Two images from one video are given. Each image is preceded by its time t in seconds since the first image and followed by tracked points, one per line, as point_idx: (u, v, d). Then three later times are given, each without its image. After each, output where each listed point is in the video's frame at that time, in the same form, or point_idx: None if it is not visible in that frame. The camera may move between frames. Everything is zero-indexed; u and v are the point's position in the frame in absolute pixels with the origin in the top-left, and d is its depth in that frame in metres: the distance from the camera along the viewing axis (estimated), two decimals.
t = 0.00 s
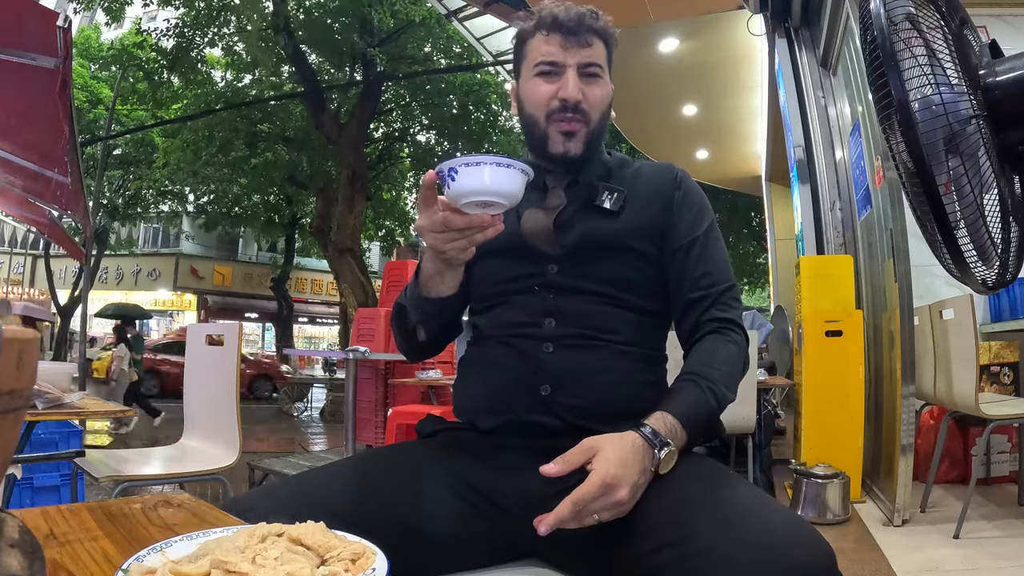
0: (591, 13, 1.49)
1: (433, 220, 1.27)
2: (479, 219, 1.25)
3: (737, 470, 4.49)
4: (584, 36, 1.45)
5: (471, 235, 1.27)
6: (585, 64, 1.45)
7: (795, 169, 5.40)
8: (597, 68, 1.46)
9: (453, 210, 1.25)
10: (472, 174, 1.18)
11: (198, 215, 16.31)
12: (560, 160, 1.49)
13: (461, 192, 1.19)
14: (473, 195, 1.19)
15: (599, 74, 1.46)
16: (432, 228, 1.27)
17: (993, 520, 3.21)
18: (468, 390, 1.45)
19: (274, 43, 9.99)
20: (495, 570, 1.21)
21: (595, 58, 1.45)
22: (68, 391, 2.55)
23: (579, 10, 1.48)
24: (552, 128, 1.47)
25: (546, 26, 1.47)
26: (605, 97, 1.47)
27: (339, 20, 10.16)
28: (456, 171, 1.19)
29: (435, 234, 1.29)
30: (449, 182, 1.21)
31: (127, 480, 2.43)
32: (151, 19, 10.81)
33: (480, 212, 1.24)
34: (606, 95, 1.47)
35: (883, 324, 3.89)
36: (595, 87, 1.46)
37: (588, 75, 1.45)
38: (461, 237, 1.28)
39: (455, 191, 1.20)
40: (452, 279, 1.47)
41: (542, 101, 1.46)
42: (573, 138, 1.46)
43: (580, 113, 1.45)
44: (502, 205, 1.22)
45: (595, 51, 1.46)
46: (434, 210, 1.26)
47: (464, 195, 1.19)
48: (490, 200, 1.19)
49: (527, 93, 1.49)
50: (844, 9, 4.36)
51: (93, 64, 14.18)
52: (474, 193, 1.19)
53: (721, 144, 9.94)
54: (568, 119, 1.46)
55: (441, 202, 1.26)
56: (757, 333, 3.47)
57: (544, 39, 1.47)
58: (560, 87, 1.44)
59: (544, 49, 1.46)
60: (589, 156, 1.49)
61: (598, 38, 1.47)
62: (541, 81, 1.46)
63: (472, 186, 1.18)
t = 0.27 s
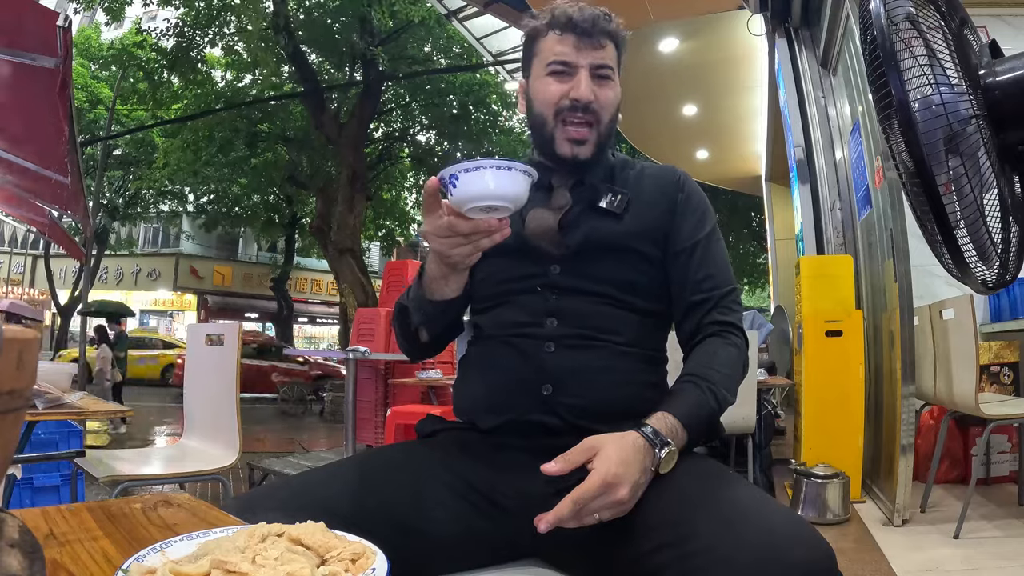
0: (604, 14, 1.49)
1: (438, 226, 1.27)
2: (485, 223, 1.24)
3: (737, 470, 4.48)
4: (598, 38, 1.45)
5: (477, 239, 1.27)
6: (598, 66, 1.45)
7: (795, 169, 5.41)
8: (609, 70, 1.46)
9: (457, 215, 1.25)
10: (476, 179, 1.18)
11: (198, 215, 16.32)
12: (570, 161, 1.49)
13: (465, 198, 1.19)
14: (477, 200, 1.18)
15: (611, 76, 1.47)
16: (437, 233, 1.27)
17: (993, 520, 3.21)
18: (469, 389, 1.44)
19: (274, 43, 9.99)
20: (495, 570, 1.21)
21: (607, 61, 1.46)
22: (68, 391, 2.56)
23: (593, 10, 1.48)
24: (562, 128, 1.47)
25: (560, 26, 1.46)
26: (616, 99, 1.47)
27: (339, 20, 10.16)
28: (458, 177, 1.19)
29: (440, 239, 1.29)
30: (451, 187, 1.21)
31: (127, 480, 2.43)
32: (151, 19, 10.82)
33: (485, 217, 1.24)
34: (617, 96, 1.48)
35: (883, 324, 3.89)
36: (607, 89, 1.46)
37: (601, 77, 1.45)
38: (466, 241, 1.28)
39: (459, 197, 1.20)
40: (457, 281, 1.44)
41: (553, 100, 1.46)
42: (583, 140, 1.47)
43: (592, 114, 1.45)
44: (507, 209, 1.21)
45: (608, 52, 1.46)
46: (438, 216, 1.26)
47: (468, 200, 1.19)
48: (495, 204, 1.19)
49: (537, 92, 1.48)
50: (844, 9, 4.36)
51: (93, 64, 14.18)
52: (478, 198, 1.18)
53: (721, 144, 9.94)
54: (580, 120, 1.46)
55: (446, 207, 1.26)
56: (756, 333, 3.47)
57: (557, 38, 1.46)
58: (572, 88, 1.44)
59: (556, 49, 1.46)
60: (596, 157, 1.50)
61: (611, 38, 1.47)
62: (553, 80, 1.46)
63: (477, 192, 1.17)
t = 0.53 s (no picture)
0: (619, 14, 1.49)
1: (453, 229, 1.23)
2: (503, 227, 1.21)
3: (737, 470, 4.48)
4: (612, 36, 1.45)
5: (494, 242, 1.23)
6: (610, 66, 1.45)
7: (795, 169, 5.41)
8: (621, 70, 1.47)
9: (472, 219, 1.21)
10: (494, 184, 1.16)
11: (198, 215, 16.31)
12: (581, 158, 1.49)
13: (482, 203, 1.18)
14: (497, 205, 1.18)
15: (623, 77, 1.47)
16: (452, 237, 1.25)
17: (993, 520, 3.21)
18: (471, 389, 1.44)
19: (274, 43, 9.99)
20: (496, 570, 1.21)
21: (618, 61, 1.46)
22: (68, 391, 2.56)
23: (608, 9, 1.48)
24: (572, 126, 1.47)
25: (573, 23, 1.46)
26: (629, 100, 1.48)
27: (339, 20, 10.16)
28: (477, 182, 1.18)
29: (455, 243, 1.26)
30: (471, 192, 1.19)
31: (127, 480, 2.43)
32: (151, 19, 10.81)
33: (503, 220, 1.20)
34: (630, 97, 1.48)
35: (883, 324, 3.89)
36: (619, 90, 1.46)
37: (613, 78, 1.46)
38: (482, 245, 1.24)
39: (476, 202, 1.19)
40: (467, 280, 1.38)
41: (562, 98, 1.46)
42: (595, 138, 1.47)
43: (603, 114, 1.45)
44: (525, 212, 1.21)
45: (620, 52, 1.47)
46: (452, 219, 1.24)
47: (488, 205, 1.18)
48: (514, 208, 1.19)
49: (548, 89, 1.48)
50: (844, 9, 4.36)
51: (93, 64, 14.20)
52: (496, 202, 1.17)
53: (721, 144, 9.95)
54: (591, 119, 1.46)
55: (460, 210, 1.23)
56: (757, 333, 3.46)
57: (570, 36, 1.46)
58: (584, 87, 1.44)
59: (569, 46, 1.45)
60: (606, 156, 1.50)
61: (625, 39, 1.47)
62: (565, 79, 1.46)
63: (495, 196, 1.17)
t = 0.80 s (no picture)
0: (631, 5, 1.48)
1: (460, 224, 1.19)
2: (513, 221, 1.16)
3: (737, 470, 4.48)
4: (624, 27, 1.45)
5: (502, 238, 1.20)
6: (621, 61, 1.44)
7: (795, 169, 5.41)
8: (633, 65, 1.46)
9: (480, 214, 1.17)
10: (502, 168, 1.04)
11: (198, 214, 16.31)
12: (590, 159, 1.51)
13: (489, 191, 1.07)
14: (505, 191, 1.06)
15: (635, 71, 1.47)
16: (458, 233, 1.20)
17: (993, 520, 3.21)
18: (474, 390, 1.43)
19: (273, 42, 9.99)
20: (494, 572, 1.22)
21: (630, 52, 1.45)
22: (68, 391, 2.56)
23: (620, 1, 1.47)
24: (581, 123, 1.48)
25: (585, 15, 1.47)
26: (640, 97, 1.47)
27: (339, 21, 10.15)
28: (484, 165, 1.06)
29: (462, 238, 1.22)
30: (477, 178, 1.08)
31: (127, 480, 2.43)
32: (151, 19, 10.81)
33: (513, 214, 1.14)
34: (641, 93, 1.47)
35: (883, 324, 3.89)
36: (630, 84, 1.46)
37: (625, 72, 1.45)
38: (490, 240, 1.21)
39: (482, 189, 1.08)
40: (473, 282, 1.36)
41: (572, 92, 1.45)
42: (604, 138, 1.49)
43: (614, 111, 1.45)
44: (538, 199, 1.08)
45: (632, 45, 1.46)
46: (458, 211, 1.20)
47: (494, 192, 1.07)
48: (524, 195, 1.06)
49: (557, 83, 1.48)
50: (844, 9, 4.36)
51: (93, 64, 14.20)
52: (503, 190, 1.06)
53: (721, 144, 9.95)
54: (601, 116, 1.46)
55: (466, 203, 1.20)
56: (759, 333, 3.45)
57: (582, 26, 1.47)
58: (595, 82, 1.43)
59: (580, 38, 1.46)
60: (615, 154, 1.52)
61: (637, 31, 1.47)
62: (576, 73, 1.45)
63: (501, 183, 1.05)
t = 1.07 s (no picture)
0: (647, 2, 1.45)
1: (471, 236, 1.18)
2: (525, 238, 1.14)
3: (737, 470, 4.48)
4: (638, 26, 1.43)
5: (514, 253, 1.19)
6: (634, 64, 1.43)
7: (795, 169, 5.41)
8: (646, 68, 1.44)
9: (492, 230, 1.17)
10: (522, 182, 1.04)
11: (198, 214, 16.31)
12: (597, 165, 1.51)
13: (507, 205, 1.07)
14: (522, 207, 1.06)
15: (648, 75, 1.45)
16: (468, 246, 1.19)
17: (993, 520, 3.21)
18: (475, 391, 1.42)
19: (274, 42, 9.97)
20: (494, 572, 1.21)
21: (644, 55, 1.43)
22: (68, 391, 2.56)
23: None
24: (589, 128, 1.46)
25: (598, 12, 1.44)
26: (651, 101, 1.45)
27: (339, 20, 10.14)
28: (501, 179, 1.06)
29: (472, 252, 1.20)
30: (493, 191, 1.07)
31: (127, 480, 2.43)
32: (151, 19, 10.80)
33: (525, 229, 1.13)
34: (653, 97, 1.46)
35: (883, 324, 3.89)
36: (642, 88, 1.44)
37: (637, 76, 1.44)
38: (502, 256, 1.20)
39: (499, 203, 1.07)
40: (479, 293, 1.34)
41: (583, 94, 1.43)
42: (612, 145, 1.48)
43: (624, 117, 1.44)
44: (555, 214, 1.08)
45: (646, 46, 1.44)
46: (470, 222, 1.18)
47: (514, 207, 1.06)
48: (540, 213, 1.07)
49: (566, 84, 1.46)
50: (844, 9, 4.36)
51: (92, 64, 14.20)
52: (522, 205, 1.06)
53: (721, 144, 9.95)
54: (610, 122, 1.45)
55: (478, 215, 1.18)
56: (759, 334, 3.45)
57: (595, 25, 1.45)
58: (605, 86, 1.42)
59: (592, 38, 1.44)
60: (624, 161, 1.52)
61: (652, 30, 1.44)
62: (586, 76, 1.44)
63: (521, 198, 1.05)
